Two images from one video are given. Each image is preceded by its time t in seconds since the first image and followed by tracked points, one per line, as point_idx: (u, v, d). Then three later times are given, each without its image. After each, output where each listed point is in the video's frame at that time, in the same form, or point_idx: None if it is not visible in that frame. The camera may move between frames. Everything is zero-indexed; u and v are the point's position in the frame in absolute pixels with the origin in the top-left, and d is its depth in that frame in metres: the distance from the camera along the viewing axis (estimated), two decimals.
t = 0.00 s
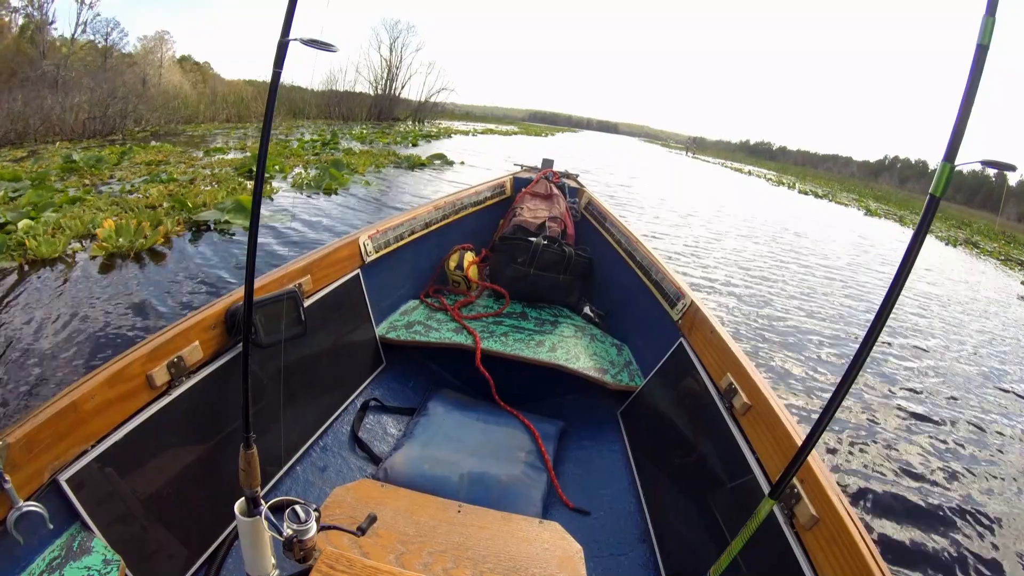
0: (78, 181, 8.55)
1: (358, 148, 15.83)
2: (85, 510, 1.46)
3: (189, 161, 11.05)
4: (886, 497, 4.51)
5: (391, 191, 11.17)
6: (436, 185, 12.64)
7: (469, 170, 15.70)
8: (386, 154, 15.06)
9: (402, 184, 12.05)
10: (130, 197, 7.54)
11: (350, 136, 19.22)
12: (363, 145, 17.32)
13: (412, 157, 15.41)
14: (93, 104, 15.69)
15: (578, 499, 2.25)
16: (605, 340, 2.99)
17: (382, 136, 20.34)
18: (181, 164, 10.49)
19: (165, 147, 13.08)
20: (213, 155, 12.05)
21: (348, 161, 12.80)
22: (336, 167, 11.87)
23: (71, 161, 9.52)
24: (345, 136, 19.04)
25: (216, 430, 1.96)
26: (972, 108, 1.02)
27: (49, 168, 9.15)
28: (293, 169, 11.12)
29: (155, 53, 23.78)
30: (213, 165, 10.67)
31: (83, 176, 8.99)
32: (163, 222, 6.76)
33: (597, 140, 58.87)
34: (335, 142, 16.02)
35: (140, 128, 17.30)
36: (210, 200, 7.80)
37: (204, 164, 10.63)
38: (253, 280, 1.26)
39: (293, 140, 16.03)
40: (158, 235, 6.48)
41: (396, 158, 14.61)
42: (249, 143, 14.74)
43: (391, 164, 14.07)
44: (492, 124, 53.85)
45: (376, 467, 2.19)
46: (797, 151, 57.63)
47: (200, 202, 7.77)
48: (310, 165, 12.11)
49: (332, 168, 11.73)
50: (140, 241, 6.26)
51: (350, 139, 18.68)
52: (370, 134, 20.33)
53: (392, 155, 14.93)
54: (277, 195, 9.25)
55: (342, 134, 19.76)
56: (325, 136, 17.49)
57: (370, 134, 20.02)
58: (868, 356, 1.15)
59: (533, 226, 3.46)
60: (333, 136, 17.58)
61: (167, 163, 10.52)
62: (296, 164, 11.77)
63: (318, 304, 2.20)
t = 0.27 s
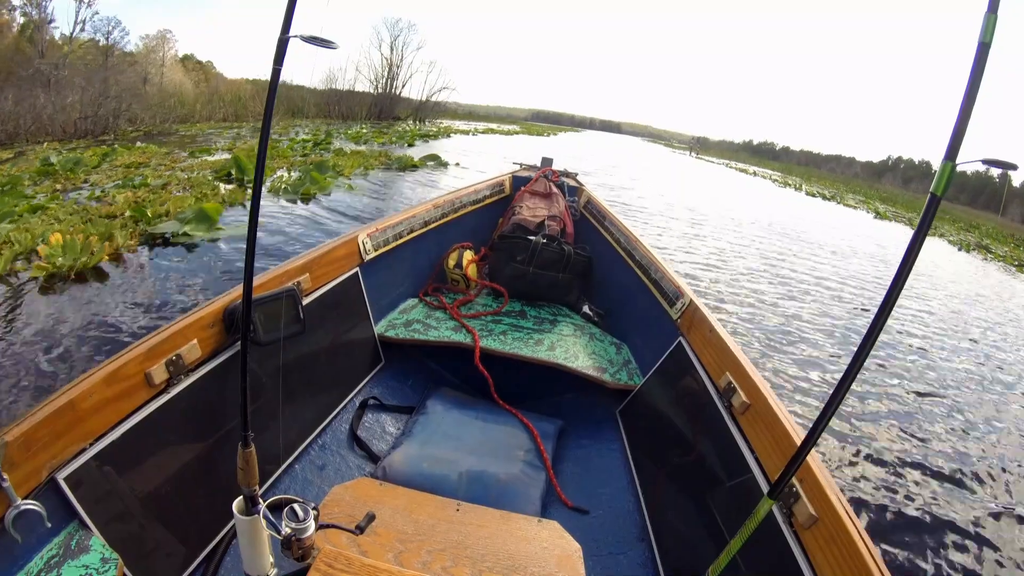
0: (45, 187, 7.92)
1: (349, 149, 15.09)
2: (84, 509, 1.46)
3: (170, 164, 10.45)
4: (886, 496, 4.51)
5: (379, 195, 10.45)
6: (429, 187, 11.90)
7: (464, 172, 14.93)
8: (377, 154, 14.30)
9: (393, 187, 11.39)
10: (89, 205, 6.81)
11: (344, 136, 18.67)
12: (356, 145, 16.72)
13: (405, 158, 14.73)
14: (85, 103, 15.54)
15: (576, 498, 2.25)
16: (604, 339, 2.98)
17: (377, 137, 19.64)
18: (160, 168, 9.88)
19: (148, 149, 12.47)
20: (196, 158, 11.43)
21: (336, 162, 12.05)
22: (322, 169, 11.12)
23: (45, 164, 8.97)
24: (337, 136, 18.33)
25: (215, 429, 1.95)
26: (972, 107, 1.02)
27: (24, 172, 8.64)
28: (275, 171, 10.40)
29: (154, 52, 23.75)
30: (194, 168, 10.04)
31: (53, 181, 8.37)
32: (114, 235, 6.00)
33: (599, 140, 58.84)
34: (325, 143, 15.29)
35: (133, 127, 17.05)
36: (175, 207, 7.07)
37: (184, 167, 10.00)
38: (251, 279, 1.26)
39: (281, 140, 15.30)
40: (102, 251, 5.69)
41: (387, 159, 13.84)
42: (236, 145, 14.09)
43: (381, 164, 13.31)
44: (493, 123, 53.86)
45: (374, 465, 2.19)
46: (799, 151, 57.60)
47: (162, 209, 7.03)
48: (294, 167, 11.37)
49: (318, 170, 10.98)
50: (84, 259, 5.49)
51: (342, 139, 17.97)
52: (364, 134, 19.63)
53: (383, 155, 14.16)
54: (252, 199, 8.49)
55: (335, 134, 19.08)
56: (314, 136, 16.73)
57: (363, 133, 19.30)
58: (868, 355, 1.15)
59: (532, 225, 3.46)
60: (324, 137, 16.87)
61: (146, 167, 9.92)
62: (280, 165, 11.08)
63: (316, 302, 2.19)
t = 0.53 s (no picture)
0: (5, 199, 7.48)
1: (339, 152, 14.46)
2: (83, 510, 1.46)
3: (150, 172, 10.00)
4: (885, 496, 4.52)
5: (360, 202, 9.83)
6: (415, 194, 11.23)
7: (457, 176, 14.27)
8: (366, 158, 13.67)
9: (379, 192, 10.83)
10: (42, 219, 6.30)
11: (335, 139, 18.24)
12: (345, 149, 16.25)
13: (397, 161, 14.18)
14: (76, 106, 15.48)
15: (575, 497, 2.25)
16: (602, 339, 2.98)
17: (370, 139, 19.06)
18: (136, 177, 9.44)
19: (131, 155, 12.04)
20: (176, 165, 10.96)
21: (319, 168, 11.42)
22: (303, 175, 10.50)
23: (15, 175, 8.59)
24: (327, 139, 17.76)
25: (213, 429, 1.95)
26: (970, 106, 1.02)
27: None
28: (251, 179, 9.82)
29: (151, 53, 23.69)
30: (170, 177, 9.56)
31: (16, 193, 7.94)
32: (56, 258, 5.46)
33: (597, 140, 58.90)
34: (314, 147, 14.70)
35: (123, 130, 16.82)
36: (132, 223, 6.54)
37: (162, 177, 9.54)
38: (249, 279, 1.26)
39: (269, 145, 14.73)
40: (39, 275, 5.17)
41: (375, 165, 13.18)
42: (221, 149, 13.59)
43: (368, 169, 12.72)
44: (492, 124, 53.91)
45: (373, 465, 2.19)
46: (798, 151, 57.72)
47: (118, 225, 6.49)
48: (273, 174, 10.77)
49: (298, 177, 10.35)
50: (16, 285, 4.94)
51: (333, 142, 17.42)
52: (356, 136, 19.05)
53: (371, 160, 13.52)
54: (218, 212, 7.92)
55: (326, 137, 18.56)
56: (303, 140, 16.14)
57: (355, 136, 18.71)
58: (867, 353, 1.15)
59: (530, 225, 3.47)
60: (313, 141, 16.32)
61: (122, 176, 9.48)
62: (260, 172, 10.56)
63: (314, 303, 2.19)
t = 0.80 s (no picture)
0: None
1: (328, 155, 13.84)
2: (83, 510, 1.46)
3: (127, 178, 9.50)
4: (885, 493, 4.53)
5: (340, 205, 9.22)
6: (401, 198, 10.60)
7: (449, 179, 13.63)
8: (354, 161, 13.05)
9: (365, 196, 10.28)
10: None
11: (328, 140, 17.80)
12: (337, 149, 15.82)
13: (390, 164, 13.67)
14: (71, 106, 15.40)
15: (575, 496, 2.25)
16: (602, 338, 2.98)
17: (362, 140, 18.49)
18: (110, 183, 8.94)
19: (113, 161, 11.57)
20: (154, 171, 10.45)
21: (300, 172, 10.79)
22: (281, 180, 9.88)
23: None
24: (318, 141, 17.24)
25: (213, 429, 1.95)
26: (968, 104, 1.02)
27: None
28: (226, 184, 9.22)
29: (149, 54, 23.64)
30: (143, 183, 9.02)
31: None
32: None
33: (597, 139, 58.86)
34: (303, 150, 14.12)
35: (115, 131, 16.45)
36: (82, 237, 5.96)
37: (136, 183, 9.02)
38: (248, 279, 1.26)
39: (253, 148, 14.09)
40: None
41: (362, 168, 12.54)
42: (207, 153, 13.09)
43: (354, 171, 12.12)
44: (491, 123, 53.85)
45: (373, 464, 2.19)
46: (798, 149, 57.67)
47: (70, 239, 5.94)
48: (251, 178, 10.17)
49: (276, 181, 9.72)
50: None
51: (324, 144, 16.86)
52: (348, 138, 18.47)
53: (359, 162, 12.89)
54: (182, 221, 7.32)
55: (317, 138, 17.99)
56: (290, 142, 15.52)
57: (348, 137, 18.17)
58: (866, 351, 1.15)
59: (530, 224, 3.47)
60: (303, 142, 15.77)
61: (94, 182, 8.97)
62: (240, 176, 10.00)
63: (314, 302, 2.19)
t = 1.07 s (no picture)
0: None
1: (314, 155, 13.29)
2: (83, 511, 1.46)
3: (98, 184, 9.14)
4: (883, 490, 4.54)
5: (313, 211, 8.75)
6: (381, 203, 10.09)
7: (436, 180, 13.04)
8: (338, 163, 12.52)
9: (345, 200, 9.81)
10: None
11: (317, 140, 17.31)
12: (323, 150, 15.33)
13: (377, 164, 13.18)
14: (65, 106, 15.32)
15: (575, 495, 2.25)
16: (603, 336, 2.98)
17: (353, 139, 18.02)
18: (78, 190, 8.58)
19: (90, 163, 11.20)
20: (131, 174, 10.07)
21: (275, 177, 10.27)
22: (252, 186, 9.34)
23: None
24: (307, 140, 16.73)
25: (213, 428, 1.95)
26: (969, 100, 1.02)
27: None
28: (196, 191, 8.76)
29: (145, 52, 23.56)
30: (111, 190, 8.63)
31: None
32: None
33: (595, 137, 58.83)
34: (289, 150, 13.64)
35: (105, 131, 16.03)
36: (22, 255, 5.57)
37: (104, 190, 8.64)
38: (247, 278, 1.25)
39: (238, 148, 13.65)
40: None
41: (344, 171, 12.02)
42: (188, 153, 12.64)
43: (335, 175, 11.59)
44: (489, 121, 53.79)
45: (373, 463, 2.18)
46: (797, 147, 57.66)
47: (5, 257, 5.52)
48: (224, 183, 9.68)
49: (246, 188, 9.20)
50: None
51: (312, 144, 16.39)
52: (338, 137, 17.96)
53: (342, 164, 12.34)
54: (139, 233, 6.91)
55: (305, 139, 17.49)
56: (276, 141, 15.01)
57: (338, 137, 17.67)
58: (867, 348, 1.14)
59: (530, 222, 3.46)
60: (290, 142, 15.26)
61: (62, 188, 8.63)
62: (210, 181, 9.57)
63: (313, 302, 2.19)
